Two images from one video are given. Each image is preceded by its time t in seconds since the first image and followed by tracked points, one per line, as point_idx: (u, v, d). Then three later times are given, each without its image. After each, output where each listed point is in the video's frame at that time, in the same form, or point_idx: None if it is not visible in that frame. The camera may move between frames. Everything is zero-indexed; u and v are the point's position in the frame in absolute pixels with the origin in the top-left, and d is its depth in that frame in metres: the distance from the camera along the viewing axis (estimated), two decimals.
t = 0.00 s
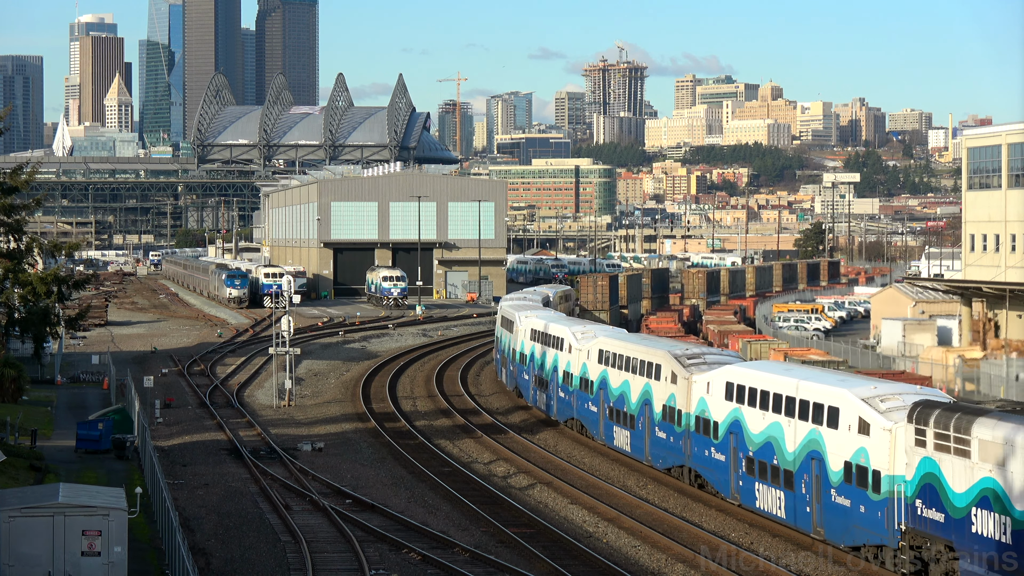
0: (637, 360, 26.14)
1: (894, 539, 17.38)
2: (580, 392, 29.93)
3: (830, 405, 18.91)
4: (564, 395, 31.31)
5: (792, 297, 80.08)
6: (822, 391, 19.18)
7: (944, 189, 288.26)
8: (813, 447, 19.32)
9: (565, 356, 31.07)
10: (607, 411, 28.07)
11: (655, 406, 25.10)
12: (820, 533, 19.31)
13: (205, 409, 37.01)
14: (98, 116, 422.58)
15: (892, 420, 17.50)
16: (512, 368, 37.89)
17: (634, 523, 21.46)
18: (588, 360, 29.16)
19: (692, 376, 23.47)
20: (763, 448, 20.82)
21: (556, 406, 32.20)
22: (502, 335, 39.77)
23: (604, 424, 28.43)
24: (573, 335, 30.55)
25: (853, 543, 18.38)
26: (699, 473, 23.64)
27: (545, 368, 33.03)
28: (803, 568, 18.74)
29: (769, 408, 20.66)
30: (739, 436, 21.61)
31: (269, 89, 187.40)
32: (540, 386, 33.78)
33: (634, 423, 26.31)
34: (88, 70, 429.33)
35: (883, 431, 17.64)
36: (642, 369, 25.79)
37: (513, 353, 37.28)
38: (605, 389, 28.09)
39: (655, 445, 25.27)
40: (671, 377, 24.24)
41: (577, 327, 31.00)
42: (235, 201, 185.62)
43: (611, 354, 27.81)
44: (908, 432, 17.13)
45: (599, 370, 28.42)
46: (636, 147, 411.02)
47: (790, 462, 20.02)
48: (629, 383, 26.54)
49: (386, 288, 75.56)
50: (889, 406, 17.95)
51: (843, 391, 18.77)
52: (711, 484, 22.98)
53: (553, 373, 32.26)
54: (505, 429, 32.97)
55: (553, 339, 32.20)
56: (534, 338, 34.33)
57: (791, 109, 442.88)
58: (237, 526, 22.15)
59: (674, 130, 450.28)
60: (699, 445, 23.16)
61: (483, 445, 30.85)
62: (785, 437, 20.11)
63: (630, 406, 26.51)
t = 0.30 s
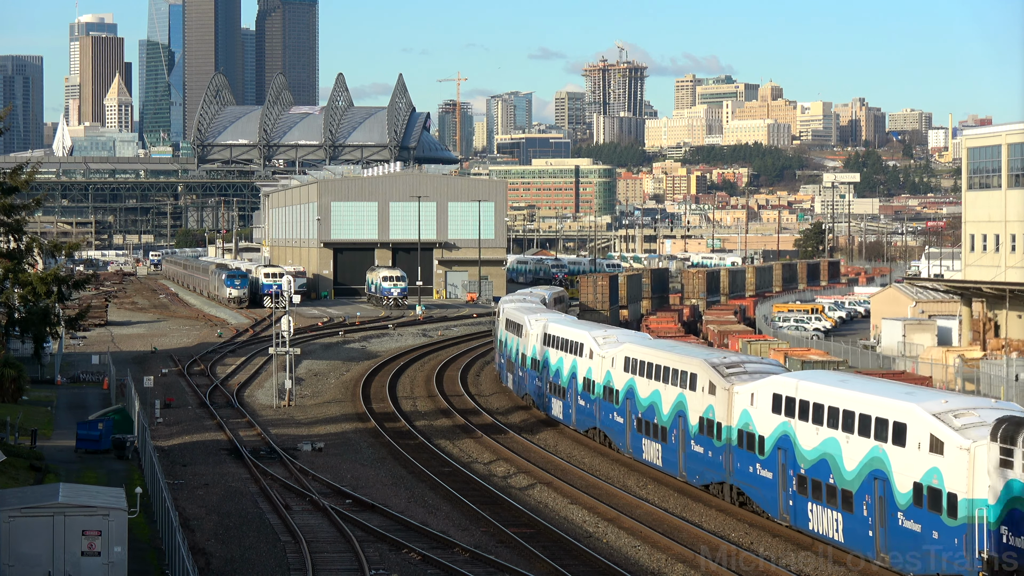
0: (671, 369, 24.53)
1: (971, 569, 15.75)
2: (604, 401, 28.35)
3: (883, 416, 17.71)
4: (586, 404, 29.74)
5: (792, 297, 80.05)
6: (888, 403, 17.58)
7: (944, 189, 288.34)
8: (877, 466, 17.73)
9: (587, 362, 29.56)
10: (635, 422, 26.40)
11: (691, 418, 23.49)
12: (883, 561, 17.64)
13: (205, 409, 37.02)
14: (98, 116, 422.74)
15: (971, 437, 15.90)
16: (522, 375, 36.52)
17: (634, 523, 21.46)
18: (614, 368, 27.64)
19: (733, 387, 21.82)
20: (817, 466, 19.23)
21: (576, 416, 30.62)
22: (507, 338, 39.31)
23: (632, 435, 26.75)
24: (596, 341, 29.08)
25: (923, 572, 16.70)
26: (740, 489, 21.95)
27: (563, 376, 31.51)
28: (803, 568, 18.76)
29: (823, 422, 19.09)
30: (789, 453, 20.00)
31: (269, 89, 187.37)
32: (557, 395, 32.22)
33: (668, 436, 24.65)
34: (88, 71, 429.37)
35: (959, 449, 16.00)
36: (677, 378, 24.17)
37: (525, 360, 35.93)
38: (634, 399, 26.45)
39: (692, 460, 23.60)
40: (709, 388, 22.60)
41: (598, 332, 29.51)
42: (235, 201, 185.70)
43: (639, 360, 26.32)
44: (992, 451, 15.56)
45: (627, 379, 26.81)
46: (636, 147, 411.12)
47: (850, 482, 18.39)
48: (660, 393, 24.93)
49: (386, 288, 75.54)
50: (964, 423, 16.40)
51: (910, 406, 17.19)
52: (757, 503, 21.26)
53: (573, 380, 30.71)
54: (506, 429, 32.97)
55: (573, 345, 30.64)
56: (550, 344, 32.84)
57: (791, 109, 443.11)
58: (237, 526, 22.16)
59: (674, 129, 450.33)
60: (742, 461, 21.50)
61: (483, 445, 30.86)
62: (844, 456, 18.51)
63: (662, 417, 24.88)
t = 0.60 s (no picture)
0: (707, 380, 23.02)
1: None
2: (630, 410, 26.78)
3: (906, 423, 17.45)
4: (609, 414, 28.16)
5: (792, 297, 79.99)
6: (966, 421, 16.23)
7: (944, 189, 288.29)
8: (953, 488, 16.36)
9: (609, 371, 28.04)
10: (667, 433, 24.87)
11: (733, 431, 21.94)
12: None
13: (205, 409, 37.03)
14: (98, 116, 422.58)
15: None
16: (534, 381, 35.00)
17: (634, 523, 21.47)
18: (642, 376, 26.07)
19: (783, 400, 20.33)
20: (881, 487, 17.87)
21: (598, 426, 29.09)
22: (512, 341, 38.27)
23: (664, 448, 25.18)
24: (621, 348, 27.56)
25: None
26: (790, 508, 20.48)
27: (583, 384, 29.99)
28: (803, 568, 18.75)
29: (890, 438, 17.74)
30: (847, 472, 18.62)
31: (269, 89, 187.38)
32: (577, 403, 30.69)
33: (705, 451, 23.12)
34: (88, 71, 429.11)
35: None
36: (714, 389, 22.65)
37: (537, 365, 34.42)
38: (666, 411, 24.88)
39: (733, 476, 22.11)
40: (753, 399, 21.17)
41: (622, 338, 28.01)
42: (235, 201, 185.66)
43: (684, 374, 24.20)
44: None
45: (656, 388, 25.30)
46: (636, 147, 411.06)
47: (919, 504, 16.99)
48: (696, 404, 23.38)
49: (386, 288, 75.53)
50: None
51: (989, 421, 15.98)
52: (808, 525, 19.84)
53: (594, 389, 29.19)
54: (505, 429, 32.97)
55: (594, 351, 29.17)
56: (566, 350, 31.37)
57: (791, 109, 443.06)
58: (237, 526, 22.15)
59: (674, 130, 450.20)
60: (792, 479, 20.09)
61: (482, 445, 30.87)
62: (911, 476, 17.16)
63: (698, 430, 23.35)
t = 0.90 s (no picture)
0: (751, 391, 21.33)
1: None
2: (661, 421, 25.01)
3: (945, 432, 16.57)
4: (637, 424, 26.36)
5: (792, 297, 79.96)
6: (967, 421, 16.19)
7: (944, 189, 288.42)
8: None
9: (637, 379, 26.35)
10: (705, 449, 23.08)
11: (783, 447, 20.23)
12: None
13: (205, 409, 37.02)
14: (98, 116, 422.50)
15: None
16: (549, 389, 33.19)
17: (634, 523, 21.47)
18: (675, 386, 24.36)
19: (841, 413, 18.62)
20: (957, 510, 16.21)
21: (623, 436, 27.34)
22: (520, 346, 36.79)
23: (700, 462, 23.40)
24: (650, 354, 25.92)
25: None
26: (849, 532, 18.76)
27: (607, 392, 28.25)
28: (803, 568, 18.75)
29: (966, 459, 16.14)
30: (918, 493, 16.96)
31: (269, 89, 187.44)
32: (599, 412, 28.97)
33: (749, 467, 21.38)
34: (88, 71, 429.09)
35: None
36: (759, 401, 21.01)
37: (553, 372, 32.72)
38: (703, 423, 23.10)
39: (780, 494, 20.37)
40: (805, 413, 19.50)
41: (651, 343, 26.41)
42: (235, 201, 185.68)
43: (753, 393, 21.25)
44: None
45: (692, 399, 23.55)
46: (636, 147, 411.07)
47: (1003, 532, 15.40)
48: (738, 416, 21.68)
49: (386, 288, 75.55)
50: None
51: None
52: (871, 550, 18.07)
53: (763, 449, 20.82)
54: (505, 429, 32.97)
55: (619, 358, 27.48)
56: (587, 356, 29.74)
57: (791, 109, 443.05)
58: (237, 527, 22.16)
59: (674, 130, 450.23)
60: (853, 500, 18.37)
61: (482, 445, 30.87)
62: (996, 499, 15.61)
63: (741, 445, 21.61)
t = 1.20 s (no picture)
0: (803, 406, 19.76)
1: None
2: (699, 435, 23.32)
3: None
4: (671, 436, 24.65)
5: (792, 297, 79.95)
6: None
7: (944, 189, 288.43)
8: None
9: (670, 390, 24.68)
10: (749, 465, 21.49)
11: (839, 466, 18.74)
12: None
13: (205, 409, 37.01)
14: (98, 116, 422.58)
15: None
16: (567, 398, 31.45)
17: (634, 524, 21.45)
18: (714, 398, 22.68)
19: (909, 429, 17.13)
20: None
21: (654, 450, 25.65)
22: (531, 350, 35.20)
23: (745, 479, 21.72)
24: (683, 363, 24.27)
25: None
26: (916, 560, 17.17)
27: (636, 402, 26.53)
28: (802, 568, 18.76)
29: None
30: (1001, 519, 15.49)
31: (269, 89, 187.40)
32: (625, 423, 27.27)
33: (800, 486, 19.84)
34: (88, 71, 429.07)
35: None
36: (812, 415, 19.49)
37: (571, 381, 31.04)
38: (747, 438, 21.46)
39: (838, 517, 18.78)
40: (867, 429, 17.96)
41: (683, 351, 24.81)
42: (235, 201, 185.68)
43: (809, 406, 19.60)
44: None
45: (733, 412, 21.93)
46: (636, 147, 411.09)
47: None
48: (787, 431, 20.13)
49: (386, 288, 75.53)
50: None
51: None
52: None
53: (817, 467, 19.31)
54: (505, 429, 32.97)
55: (648, 365, 25.84)
56: (611, 364, 28.10)
57: (791, 109, 443.16)
58: (237, 527, 22.15)
59: (673, 129, 450.26)
60: (923, 525, 16.82)
61: (482, 445, 30.87)
62: None
63: (791, 463, 20.06)
